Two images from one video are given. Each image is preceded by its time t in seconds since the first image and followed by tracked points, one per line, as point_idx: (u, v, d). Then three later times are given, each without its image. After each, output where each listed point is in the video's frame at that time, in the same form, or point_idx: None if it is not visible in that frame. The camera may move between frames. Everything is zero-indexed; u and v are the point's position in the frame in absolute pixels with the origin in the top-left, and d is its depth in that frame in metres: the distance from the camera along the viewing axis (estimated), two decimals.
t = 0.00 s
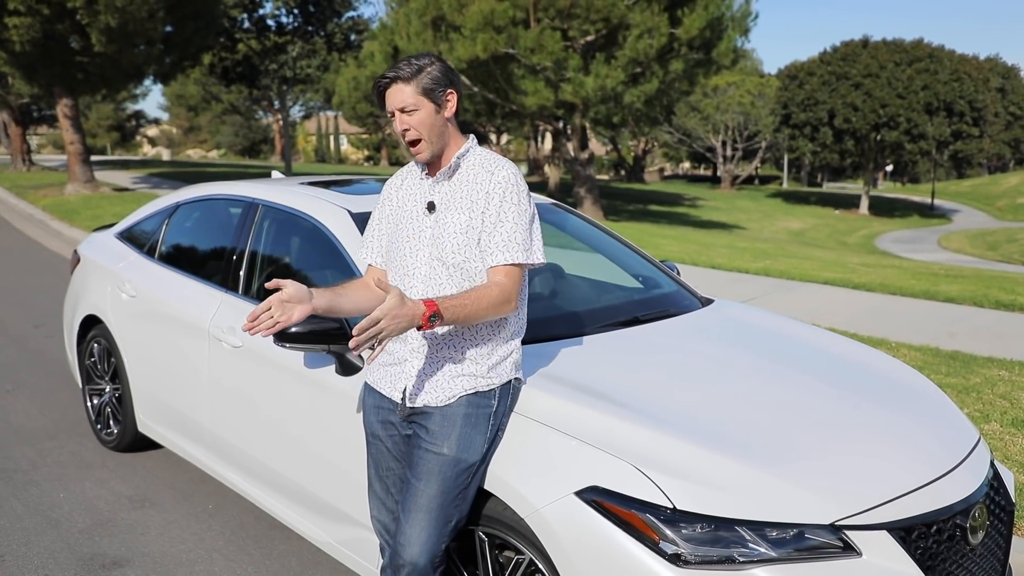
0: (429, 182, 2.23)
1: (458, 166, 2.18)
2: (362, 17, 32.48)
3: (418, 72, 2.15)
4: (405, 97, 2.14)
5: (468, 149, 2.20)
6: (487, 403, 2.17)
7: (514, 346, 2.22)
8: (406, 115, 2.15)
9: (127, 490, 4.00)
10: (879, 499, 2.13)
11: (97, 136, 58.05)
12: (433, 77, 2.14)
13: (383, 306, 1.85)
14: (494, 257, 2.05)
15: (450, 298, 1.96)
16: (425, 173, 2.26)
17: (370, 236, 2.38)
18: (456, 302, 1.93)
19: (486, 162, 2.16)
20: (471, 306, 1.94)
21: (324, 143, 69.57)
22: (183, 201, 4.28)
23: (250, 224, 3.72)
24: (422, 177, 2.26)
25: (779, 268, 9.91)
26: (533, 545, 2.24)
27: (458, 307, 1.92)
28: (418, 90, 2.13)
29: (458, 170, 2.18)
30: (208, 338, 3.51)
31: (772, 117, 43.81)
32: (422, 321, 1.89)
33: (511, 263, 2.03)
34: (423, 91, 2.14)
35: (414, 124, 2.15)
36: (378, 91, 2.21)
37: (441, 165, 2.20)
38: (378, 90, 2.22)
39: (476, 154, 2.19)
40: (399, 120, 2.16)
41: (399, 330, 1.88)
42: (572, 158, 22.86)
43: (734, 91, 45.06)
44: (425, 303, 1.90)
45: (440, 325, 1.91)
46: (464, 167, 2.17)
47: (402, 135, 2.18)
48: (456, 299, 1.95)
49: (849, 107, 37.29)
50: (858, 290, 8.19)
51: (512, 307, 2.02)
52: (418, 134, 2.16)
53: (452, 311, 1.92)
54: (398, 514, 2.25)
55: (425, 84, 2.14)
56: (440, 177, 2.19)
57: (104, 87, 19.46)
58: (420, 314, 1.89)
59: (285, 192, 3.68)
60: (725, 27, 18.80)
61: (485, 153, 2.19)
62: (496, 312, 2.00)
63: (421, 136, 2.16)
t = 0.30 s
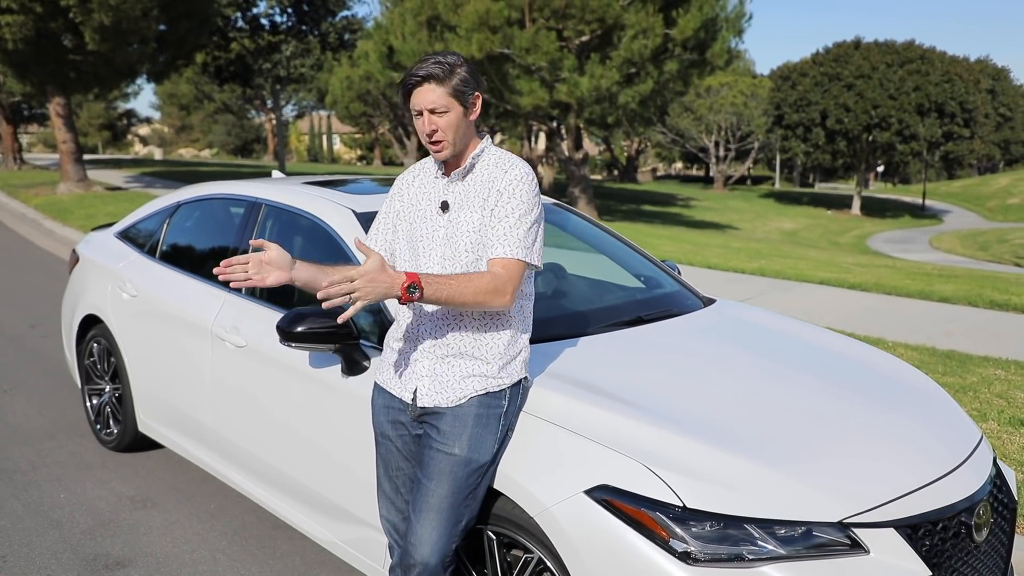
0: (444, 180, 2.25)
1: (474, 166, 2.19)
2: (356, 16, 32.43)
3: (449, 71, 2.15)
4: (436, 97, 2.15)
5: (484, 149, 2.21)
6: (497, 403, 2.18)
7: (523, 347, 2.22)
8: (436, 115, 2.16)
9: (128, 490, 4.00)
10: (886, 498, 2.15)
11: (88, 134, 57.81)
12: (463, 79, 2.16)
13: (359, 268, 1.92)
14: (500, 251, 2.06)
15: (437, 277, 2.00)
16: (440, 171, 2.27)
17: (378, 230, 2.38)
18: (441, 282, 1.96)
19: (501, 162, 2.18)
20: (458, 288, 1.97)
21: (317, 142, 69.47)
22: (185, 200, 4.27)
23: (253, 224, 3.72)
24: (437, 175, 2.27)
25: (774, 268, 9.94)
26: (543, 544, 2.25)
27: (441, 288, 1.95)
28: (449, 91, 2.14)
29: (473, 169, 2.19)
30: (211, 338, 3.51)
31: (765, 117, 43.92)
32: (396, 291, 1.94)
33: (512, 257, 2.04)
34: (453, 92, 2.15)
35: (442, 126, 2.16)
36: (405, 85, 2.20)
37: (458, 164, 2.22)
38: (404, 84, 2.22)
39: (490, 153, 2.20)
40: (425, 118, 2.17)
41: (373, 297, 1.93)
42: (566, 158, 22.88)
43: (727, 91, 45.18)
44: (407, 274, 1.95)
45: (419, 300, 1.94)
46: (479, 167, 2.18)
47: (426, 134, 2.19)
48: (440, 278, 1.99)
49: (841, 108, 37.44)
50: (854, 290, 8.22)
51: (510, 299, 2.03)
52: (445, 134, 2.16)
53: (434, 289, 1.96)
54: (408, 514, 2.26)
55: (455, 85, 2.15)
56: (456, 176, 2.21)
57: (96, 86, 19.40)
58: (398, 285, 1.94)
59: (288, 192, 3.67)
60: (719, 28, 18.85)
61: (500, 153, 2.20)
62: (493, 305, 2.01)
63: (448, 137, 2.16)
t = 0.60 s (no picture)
0: (461, 181, 2.26)
1: (493, 168, 2.21)
2: (349, 19, 32.42)
3: (482, 72, 2.18)
4: (468, 98, 2.17)
5: (503, 151, 2.23)
6: (510, 404, 2.20)
7: (535, 349, 2.25)
8: (468, 116, 2.18)
9: (132, 493, 4.00)
10: (896, 495, 2.18)
11: (78, 138, 57.60)
12: (493, 82, 2.19)
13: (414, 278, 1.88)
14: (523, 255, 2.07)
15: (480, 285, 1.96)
16: (457, 172, 2.28)
17: (391, 227, 2.39)
18: (483, 288, 1.94)
19: (520, 165, 2.20)
20: (499, 294, 1.95)
21: (309, 145, 69.36)
22: (187, 203, 4.28)
23: (258, 227, 3.72)
24: (454, 175, 2.28)
25: (771, 269, 9.98)
26: (555, 543, 2.27)
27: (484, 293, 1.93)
28: (480, 93, 2.17)
29: (492, 171, 2.21)
30: (216, 340, 3.51)
31: (757, 119, 44.05)
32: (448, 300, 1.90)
33: (536, 261, 2.06)
34: (483, 94, 2.18)
35: (474, 128, 2.18)
36: (433, 83, 2.21)
37: (478, 166, 2.24)
38: (432, 82, 2.23)
39: (509, 157, 2.23)
40: (455, 118, 2.19)
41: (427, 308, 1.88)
42: (560, 160, 22.91)
43: (719, 93, 45.33)
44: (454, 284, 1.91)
45: (466, 308, 1.91)
46: (496, 170, 2.20)
47: (453, 133, 2.20)
48: (481, 284, 1.95)
49: (833, 110, 37.60)
50: (850, 291, 8.27)
51: (536, 304, 2.04)
52: (474, 136, 2.19)
53: (479, 295, 1.93)
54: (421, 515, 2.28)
55: (484, 87, 2.17)
56: (474, 178, 2.22)
57: (89, 89, 19.35)
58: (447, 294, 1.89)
59: (293, 195, 3.68)
60: (712, 30, 18.92)
61: (518, 157, 2.23)
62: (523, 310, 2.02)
63: (476, 137, 2.19)
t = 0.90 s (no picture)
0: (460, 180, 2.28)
1: (491, 162, 2.23)
2: (341, 19, 32.38)
3: (452, 70, 2.20)
4: (442, 94, 2.19)
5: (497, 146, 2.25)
6: (523, 398, 2.23)
7: (547, 338, 2.29)
8: (446, 111, 2.20)
9: (134, 492, 4.00)
10: (901, 487, 2.21)
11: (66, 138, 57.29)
12: (466, 76, 2.20)
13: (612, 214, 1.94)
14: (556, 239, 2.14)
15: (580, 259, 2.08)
16: (454, 171, 2.30)
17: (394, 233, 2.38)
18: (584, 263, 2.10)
19: (520, 157, 2.22)
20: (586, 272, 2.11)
21: (299, 145, 69.20)
22: (188, 202, 4.28)
23: (261, 226, 3.73)
24: (452, 175, 2.30)
25: (764, 267, 10.04)
26: (566, 537, 2.30)
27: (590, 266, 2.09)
28: (453, 88, 2.19)
29: (492, 166, 2.23)
30: (220, 338, 3.52)
31: (747, 118, 44.21)
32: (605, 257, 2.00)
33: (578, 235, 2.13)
34: (458, 88, 2.19)
35: (451, 122, 2.21)
36: (410, 87, 2.25)
37: (474, 161, 2.26)
38: (409, 87, 2.26)
39: (505, 150, 2.25)
40: (433, 117, 2.22)
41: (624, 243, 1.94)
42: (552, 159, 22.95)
43: (709, 93, 45.47)
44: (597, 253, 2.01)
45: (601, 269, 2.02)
46: (496, 164, 2.23)
47: (436, 131, 2.23)
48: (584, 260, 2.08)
49: (823, 109, 37.79)
50: (844, 289, 8.33)
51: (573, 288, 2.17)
52: (455, 130, 2.21)
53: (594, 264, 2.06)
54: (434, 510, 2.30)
55: (457, 82, 2.19)
56: (474, 174, 2.24)
57: (79, 89, 19.25)
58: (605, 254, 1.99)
59: (296, 193, 3.69)
60: (704, 30, 19.00)
61: (514, 150, 2.25)
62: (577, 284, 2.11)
63: (457, 132, 2.21)
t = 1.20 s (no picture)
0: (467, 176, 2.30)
1: (497, 161, 2.25)
2: (328, 19, 32.30)
3: (469, 63, 2.24)
4: (457, 86, 2.23)
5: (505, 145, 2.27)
6: (528, 394, 2.25)
7: (551, 337, 2.30)
8: (459, 102, 2.24)
9: (135, 492, 4.01)
10: (901, 476, 2.25)
11: (51, 139, 56.91)
12: (483, 73, 2.24)
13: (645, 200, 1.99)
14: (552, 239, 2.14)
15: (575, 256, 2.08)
16: (463, 169, 2.33)
17: (404, 229, 2.43)
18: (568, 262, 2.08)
19: (525, 158, 2.24)
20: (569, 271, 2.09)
21: (286, 146, 68.97)
22: (186, 202, 4.28)
23: (261, 224, 3.73)
24: (460, 172, 2.33)
25: (756, 264, 10.11)
26: (573, 529, 2.34)
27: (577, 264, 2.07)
28: (469, 82, 2.23)
29: (498, 165, 2.25)
30: (222, 338, 3.53)
31: (734, 116, 44.41)
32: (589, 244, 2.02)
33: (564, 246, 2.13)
34: (474, 82, 2.24)
35: (465, 113, 2.24)
36: (427, 78, 2.29)
37: (481, 158, 2.28)
38: (426, 78, 2.30)
39: (511, 149, 2.27)
40: (448, 106, 2.25)
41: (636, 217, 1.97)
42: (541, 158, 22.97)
43: (697, 91, 45.63)
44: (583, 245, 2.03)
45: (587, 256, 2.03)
46: (502, 162, 2.25)
47: (448, 120, 2.26)
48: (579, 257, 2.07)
49: (809, 107, 37.98)
50: (835, 285, 8.40)
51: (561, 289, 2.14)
52: (468, 121, 2.24)
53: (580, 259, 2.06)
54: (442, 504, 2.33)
55: (474, 76, 2.23)
56: (480, 171, 2.26)
57: (65, 91, 19.13)
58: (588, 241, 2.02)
59: (295, 192, 3.70)
60: (692, 28, 19.07)
61: (521, 151, 2.27)
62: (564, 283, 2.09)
63: (469, 123, 2.24)
